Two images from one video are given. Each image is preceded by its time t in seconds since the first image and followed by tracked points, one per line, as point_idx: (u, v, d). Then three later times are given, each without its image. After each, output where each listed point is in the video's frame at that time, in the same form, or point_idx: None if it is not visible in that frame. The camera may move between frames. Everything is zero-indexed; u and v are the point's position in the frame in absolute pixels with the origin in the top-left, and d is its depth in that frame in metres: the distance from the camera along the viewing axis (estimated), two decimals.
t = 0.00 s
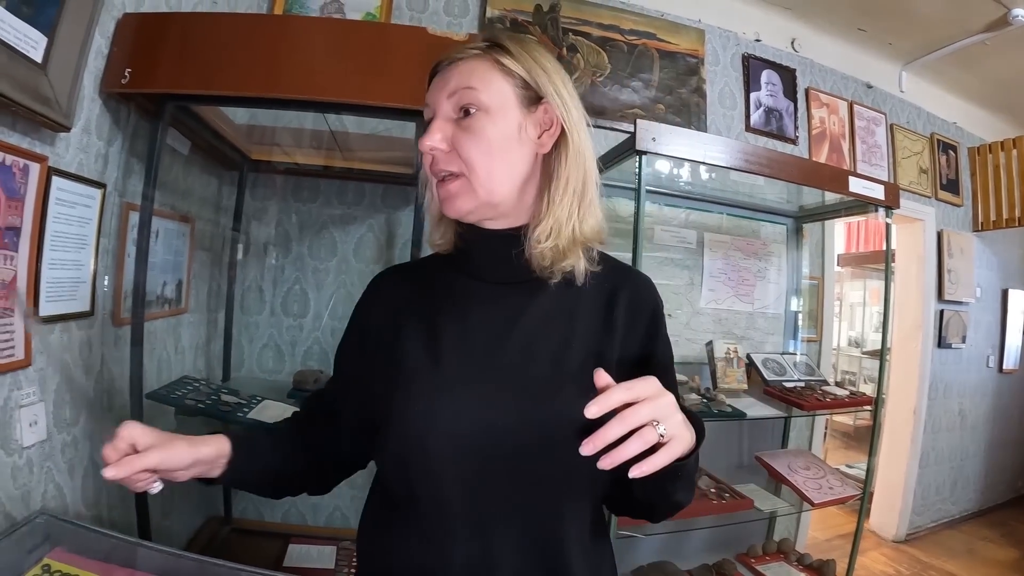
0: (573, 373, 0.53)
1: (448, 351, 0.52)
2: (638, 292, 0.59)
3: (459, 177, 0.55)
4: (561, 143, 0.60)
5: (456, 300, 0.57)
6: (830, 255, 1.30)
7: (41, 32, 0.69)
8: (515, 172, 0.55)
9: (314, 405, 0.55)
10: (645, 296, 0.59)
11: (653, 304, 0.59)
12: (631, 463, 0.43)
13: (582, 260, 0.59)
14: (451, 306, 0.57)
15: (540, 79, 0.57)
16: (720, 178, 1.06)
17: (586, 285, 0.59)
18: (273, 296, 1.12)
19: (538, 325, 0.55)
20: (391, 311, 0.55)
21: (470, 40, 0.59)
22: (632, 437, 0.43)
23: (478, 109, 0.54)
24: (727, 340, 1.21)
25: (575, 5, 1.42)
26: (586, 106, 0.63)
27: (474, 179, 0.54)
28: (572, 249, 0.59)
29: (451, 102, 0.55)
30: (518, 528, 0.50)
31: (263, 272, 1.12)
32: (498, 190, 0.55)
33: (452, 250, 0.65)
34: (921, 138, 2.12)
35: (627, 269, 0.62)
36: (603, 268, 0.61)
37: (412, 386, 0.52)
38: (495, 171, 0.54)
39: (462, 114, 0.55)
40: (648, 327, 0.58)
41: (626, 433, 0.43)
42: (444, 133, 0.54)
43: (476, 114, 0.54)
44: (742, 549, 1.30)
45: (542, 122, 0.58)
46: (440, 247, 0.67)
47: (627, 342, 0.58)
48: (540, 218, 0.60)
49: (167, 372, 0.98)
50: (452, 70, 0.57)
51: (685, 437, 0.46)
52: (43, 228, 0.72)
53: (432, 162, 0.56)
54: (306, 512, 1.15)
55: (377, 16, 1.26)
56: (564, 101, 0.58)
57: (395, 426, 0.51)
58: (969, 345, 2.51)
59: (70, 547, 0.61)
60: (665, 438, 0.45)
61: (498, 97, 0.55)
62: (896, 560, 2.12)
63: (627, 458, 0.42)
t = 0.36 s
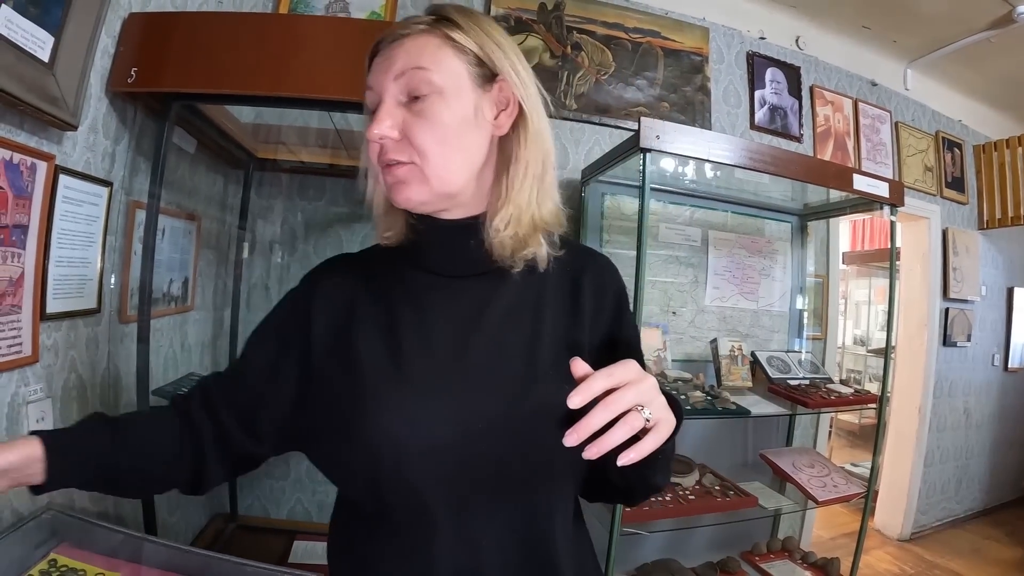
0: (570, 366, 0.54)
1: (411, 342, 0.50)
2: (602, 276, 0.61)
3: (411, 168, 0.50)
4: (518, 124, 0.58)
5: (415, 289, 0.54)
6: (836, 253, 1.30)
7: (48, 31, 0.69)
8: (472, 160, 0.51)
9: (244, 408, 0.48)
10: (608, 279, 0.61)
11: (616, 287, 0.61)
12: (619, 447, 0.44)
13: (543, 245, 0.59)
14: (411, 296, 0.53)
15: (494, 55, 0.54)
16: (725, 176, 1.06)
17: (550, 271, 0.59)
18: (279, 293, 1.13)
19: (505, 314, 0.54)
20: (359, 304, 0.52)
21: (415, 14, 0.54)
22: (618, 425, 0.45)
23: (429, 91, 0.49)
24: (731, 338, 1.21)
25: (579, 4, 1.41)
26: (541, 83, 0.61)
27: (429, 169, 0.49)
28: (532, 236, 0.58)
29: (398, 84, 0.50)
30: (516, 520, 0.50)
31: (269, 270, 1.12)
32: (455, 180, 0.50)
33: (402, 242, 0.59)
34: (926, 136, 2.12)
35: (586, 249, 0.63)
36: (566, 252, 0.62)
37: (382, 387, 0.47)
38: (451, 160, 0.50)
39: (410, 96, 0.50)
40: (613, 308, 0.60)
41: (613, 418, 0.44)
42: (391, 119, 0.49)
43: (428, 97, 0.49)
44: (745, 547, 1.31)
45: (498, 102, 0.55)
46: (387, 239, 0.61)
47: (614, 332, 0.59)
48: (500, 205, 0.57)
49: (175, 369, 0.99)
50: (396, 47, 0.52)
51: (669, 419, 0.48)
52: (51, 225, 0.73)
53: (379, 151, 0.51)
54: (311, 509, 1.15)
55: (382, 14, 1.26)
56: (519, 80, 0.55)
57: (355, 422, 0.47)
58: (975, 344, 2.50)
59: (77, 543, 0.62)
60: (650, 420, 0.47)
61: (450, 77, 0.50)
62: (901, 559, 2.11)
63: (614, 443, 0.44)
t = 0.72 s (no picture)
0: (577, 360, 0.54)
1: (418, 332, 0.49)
2: (588, 257, 0.61)
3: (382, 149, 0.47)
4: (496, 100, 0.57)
5: (395, 276, 0.52)
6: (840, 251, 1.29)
7: (45, 26, 0.68)
8: (445, 138, 0.49)
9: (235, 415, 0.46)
10: (594, 261, 0.61)
11: (603, 268, 0.62)
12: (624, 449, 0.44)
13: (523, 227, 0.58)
14: (390, 285, 0.51)
15: (467, 27, 0.52)
16: (728, 172, 1.06)
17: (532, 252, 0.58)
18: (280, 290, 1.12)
19: (491, 300, 0.53)
20: (350, 299, 0.50)
21: None
22: (622, 430, 0.44)
23: (399, 64, 0.47)
24: (735, 334, 1.21)
25: None
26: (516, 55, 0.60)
27: (401, 150, 0.47)
28: (511, 221, 0.57)
29: (365, 58, 0.48)
30: (524, 517, 0.50)
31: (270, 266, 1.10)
32: (430, 161, 0.48)
33: (375, 233, 0.56)
34: (929, 131, 2.11)
35: (569, 232, 0.63)
36: (551, 236, 0.62)
37: (376, 386, 0.46)
38: (424, 139, 0.47)
39: (379, 71, 0.48)
40: (599, 292, 0.60)
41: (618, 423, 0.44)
42: (359, 96, 0.47)
43: (397, 71, 0.47)
44: (749, 546, 1.30)
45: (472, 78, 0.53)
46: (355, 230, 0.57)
47: (607, 322, 0.60)
48: (478, 187, 0.56)
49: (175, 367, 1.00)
50: (360, 19, 0.49)
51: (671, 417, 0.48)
52: (49, 221, 0.73)
53: (346, 131, 0.48)
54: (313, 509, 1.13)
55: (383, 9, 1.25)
56: (493, 53, 0.54)
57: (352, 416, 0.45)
58: (979, 341, 2.49)
59: (76, 540, 0.62)
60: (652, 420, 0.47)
61: (420, 49, 0.48)
62: (906, 557, 2.10)
63: (619, 446, 0.43)
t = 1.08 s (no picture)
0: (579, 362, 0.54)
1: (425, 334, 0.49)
2: (593, 257, 0.61)
3: (389, 143, 0.47)
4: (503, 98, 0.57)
5: (397, 278, 0.52)
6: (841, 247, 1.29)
7: (43, 29, 0.68)
8: (452, 133, 0.49)
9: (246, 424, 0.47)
10: (599, 260, 0.61)
11: (609, 267, 0.61)
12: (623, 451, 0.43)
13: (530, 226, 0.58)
14: (392, 286, 0.52)
15: (477, 22, 0.52)
16: (728, 170, 1.05)
17: (538, 251, 0.58)
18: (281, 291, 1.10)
19: (495, 302, 0.53)
20: (350, 302, 0.51)
21: None
22: (622, 431, 0.44)
23: (408, 58, 0.47)
24: (736, 332, 1.21)
25: None
26: (524, 53, 0.60)
27: (407, 145, 0.46)
28: (517, 220, 0.57)
29: (374, 50, 0.47)
30: (526, 519, 0.49)
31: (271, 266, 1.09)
32: (436, 157, 0.48)
33: (378, 233, 0.57)
34: (929, 128, 2.11)
35: (575, 231, 0.62)
36: (556, 236, 0.62)
37: (378, 388, 0.46)
38: (432, 134, 0.47)
39: (387, 63, 0.47)
40: (604, 293, 0.60)
41: (618, 423, 0.43)
42: (367, 89, 0.46)
43: (406, 65, 0.47)
44: (752, 544, 1.31)
45: (481, 74, 0.53)
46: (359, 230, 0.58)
47: (611, 323, 0.59)
48: (483, 185, 0.57)
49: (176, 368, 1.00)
50: (370, 11, 0.49)
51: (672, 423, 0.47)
52: (49, 223, 0.73)
53: (351, 125, 0.47)
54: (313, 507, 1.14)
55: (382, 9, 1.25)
56: (501, 50, 0.54)
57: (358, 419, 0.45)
58: (980, 337, 2.49)
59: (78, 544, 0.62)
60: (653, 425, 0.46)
61: (429, 43, 0.48)
62: (909, 554, 2.10)
63: (619, 447, 0.43)
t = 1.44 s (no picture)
0: (581, 372, 0.51)
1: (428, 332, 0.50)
2: (608, 266, 0.58)
3: (424, 142, 0.48)
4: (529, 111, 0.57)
5: (416, 278, 0.54)
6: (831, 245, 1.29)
7: (26, 26, 0.68)
8: (486, 138, 0.50)
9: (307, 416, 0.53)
10: (614, 269, 0.58)
11: (625, 278, 0.58)
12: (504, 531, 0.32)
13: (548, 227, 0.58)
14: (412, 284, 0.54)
15: (513, 38, 0.53)
16: (720, 167, 1.05)
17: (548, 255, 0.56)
18: (269, 291, 1.09)
19: (499, 303, 0.52)
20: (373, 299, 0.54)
21: None
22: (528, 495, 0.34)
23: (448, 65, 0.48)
24: (727, 330, 1.20)
25: None
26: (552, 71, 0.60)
27: (443, 144, 0.48)
28: (533, 222, 0.56)
29: (415, 56, 0.49)
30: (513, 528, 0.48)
31: (259, 267, 1.09)
32: (467, 159, 0.49)
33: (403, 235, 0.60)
34: (921, 126, 2.11)
35: (593, 244, 0.60)
36: (569, 243, 0.59)
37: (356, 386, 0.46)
38: (467, 136, 0.48)
39: (427, 69, 0.49)
40: (617, 304, 0.56)
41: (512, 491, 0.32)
42: (406, 90, 0.48)
43: (445, 71, 0.48)
44: (744, 542, 1.30)
45: (512, 87, 0.54)
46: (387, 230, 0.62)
47: (620, 339, 0.55)
48: (506, 187, 0.56)
49: (164, 367, 0.96)
50: (414, 23, 0.51)
51: (577, 511, 0.36)
52: (33, 222, 0.72)
53: (391, 126, 0.49)
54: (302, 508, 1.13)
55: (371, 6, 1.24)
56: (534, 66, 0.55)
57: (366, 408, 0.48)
58: (972, 335, 2.50)
59: (64, 543, 0.62)
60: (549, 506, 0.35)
61: (468, 53, 0.49)
62: (901, 551, 2.10)
63: (500, 524, 0.31)
